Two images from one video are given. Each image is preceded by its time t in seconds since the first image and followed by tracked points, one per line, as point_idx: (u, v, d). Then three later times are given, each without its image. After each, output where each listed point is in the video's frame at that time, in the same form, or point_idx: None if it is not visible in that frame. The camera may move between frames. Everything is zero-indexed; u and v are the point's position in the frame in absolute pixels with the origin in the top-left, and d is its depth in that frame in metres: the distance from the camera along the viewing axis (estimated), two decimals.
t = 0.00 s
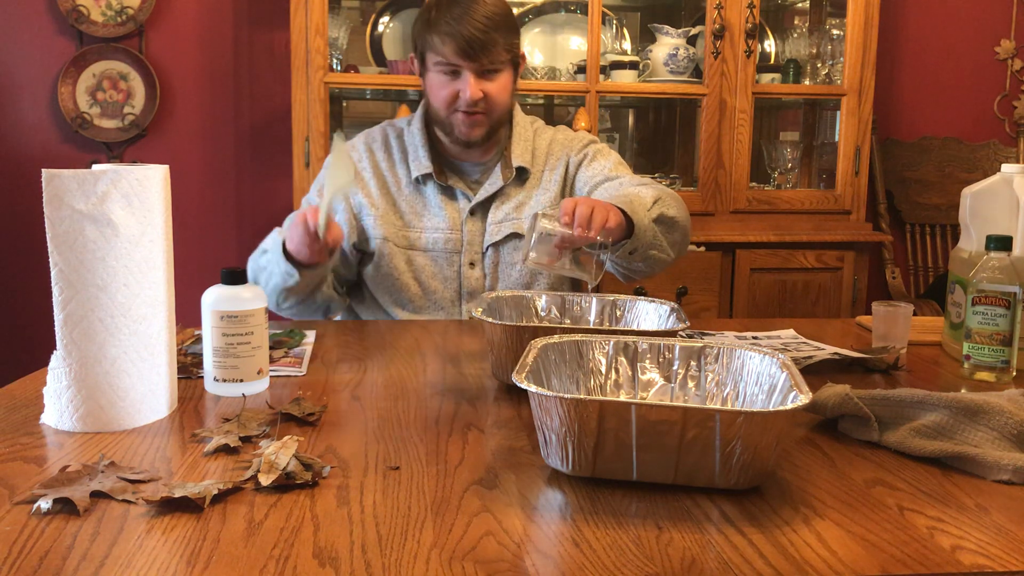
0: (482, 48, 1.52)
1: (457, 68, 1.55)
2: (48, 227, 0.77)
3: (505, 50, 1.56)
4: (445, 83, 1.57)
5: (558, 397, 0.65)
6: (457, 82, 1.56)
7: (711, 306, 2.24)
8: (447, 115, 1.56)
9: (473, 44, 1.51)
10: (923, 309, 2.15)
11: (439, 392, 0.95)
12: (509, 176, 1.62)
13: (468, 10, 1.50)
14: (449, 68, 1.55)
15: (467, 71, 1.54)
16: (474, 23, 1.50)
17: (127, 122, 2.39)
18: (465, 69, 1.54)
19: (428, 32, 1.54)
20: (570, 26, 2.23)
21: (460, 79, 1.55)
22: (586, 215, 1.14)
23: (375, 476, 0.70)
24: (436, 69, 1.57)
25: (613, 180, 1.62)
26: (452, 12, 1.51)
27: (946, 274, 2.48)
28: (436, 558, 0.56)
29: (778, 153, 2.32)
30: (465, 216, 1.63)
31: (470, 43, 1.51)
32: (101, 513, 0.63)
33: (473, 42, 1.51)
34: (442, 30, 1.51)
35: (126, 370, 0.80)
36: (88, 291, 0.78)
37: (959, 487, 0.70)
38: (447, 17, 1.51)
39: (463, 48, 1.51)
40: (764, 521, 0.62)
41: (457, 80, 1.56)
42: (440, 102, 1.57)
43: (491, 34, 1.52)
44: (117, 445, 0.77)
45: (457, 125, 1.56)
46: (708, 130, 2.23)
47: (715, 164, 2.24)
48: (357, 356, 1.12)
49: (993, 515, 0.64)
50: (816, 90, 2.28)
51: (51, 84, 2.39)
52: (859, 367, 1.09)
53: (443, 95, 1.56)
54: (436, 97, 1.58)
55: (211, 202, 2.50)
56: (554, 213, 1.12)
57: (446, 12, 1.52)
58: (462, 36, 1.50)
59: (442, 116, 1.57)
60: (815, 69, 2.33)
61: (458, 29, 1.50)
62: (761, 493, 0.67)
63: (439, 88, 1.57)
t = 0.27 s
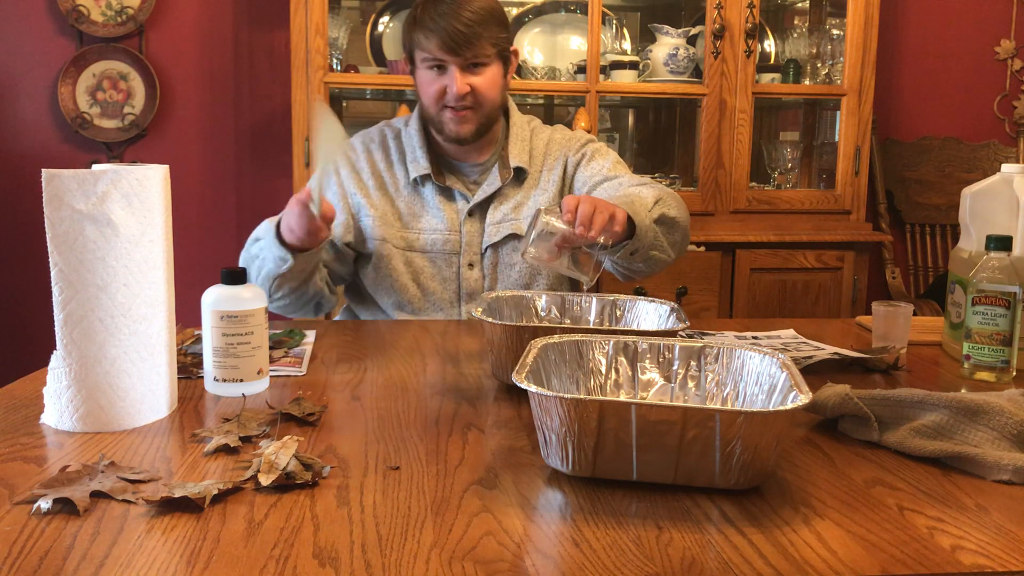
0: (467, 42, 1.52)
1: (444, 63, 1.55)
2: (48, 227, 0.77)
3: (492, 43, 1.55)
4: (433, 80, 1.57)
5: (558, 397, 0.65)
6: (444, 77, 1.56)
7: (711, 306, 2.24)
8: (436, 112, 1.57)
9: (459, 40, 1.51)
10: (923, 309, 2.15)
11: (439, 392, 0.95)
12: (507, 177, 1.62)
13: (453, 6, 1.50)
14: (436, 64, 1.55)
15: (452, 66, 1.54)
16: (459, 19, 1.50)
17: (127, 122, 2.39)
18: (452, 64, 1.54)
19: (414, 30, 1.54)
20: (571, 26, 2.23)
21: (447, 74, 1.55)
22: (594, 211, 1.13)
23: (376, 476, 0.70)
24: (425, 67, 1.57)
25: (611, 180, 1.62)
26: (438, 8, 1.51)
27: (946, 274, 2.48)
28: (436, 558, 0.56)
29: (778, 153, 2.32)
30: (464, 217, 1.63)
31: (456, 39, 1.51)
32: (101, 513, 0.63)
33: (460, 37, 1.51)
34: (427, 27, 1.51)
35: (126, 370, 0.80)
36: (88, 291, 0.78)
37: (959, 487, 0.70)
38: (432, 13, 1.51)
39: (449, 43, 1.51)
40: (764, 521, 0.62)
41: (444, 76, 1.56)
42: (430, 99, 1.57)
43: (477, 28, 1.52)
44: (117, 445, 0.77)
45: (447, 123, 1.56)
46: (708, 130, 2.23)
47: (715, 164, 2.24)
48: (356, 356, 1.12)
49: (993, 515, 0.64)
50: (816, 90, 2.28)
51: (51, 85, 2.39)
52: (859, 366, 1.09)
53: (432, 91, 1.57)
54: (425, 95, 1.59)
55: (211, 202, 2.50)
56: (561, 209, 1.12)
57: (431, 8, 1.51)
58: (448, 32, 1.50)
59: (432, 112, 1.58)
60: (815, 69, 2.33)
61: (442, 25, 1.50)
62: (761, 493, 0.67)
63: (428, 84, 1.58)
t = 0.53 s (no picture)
0: (470, 45, 1.52)
1: (446, 67, 1.55)
2: (47, 227, 0.77)
3: (493, 45, 1.55)
4: (435, 84, 1.57)
5: (558, 397, 0.65)
6: (446, 81, 1.56)
7: (711, 306, 2.24)
8: (439, 116, 1.56)
9: (462, 42, 1.51)
10: (923, 309, 2.15)
11: (439, 392, 0.95)
12: (504, 180, 1.62)
13: (454, 8, 1.50)
14: (438, 67, 1.55)
15: (455, 69, 1.54)
16: (462, 21, 1.50)
17: (127, 122, 2.39)
18: (455, 67, 1.54)
19: (416, 33, 1.54)
20: (571, 26, 2.23)
21: (450, 77, 1.55)
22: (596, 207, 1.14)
23: (376, 476, 0.70)
24: (426, 70, 1.57)
25: (613, 174, 1.62)
26: (438, 10, 1.51)
27: (946, 274, 2.48)
28: (436, 558, 0.56)
29: (778, 153, 2.32)
30: (461, 221, 1.63)
31: (459, 41, 1.51)
32: (101, 513, 0.63)
33: (462, 40, 1.51)
34: (429, 29, 1.51)
35: (126, 370, 0.80)
36: (88, 291, 0.78)
37: (959, 487, 0.70)
38: (432, 15, 1.51)
39: (452, 46, 1.51)
40: (764, 521, 0.62)
41: (446, 79, 1.56)
42: (432, 103, 1.57)
43: (479, 30, 1.52)
44: (117, 445, 0.77)
45: (449, 126, 1.56)
46: (708, 130, 2.23)
47: (715, 164, 2.24)
48: (357, 356, 1.12)
49: (993, 515, 0.64)
50: (816, 90, 2.28)
51: (51, 85, 2.39)
52: (860, 366, 1.09)
53: (434, 94, 1.57)
54: (427, 99, 1.58)
55: (211, 202, 2.50)
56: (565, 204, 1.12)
57: (431, 10, 1.51)
58: (451, 34, 1.50)
59: (433, 117, 1.57)
60: (815, 68, 2.33)
61: (444, 28, 1.50)
62: (761, 493, 0.67)
63: (429, 88, 1.58)
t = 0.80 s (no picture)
0: (472, 52, 1.51)
1: (448, 75, 1.54)
2: (47, 227, 0.77)
3: (495, 51, 1.54)
4: (437, 91, 1.56)
5: (558, 397, 0.65)
6: (448, 89, 1.55)
7: (711, 306, 2.24)
8: (438, 123, 1.55)
9: (464, 49, 1.50)
10: (923, 309, 2.14)
11: (439, 392, 0.95)
12: (498, 181, 1.61)
13: (454, 15, 1.49)
14: (439, 74, 1.54)
15: (457, 77, 1.54)
16: (463, 28, 1.49)
17: (127, 122, 2.39)
18: (456, 76, 1.54)
19: (416, 40, 1.52)
20: (571, 26, 2.23)
21: (451, 86, 1.55)
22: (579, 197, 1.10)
23: (376, 476, 0.70)
24: (426, 78, 1.56)
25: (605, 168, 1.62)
26: (437, 18, 1.49)
27: (946, 274, 2.48)
28: (436, 558, 0.56)
29: (778, 153, 2.32)
30: (455, 224, 1.62)
31: (461, 49, 1.50)
32: (101, 513, 0.63)
33: (463, 47, 1.50)
34: (429, 36, 1.50)
35: (126, 370, 0.80)
36: (88, 291, 0.78)
37: (959, 487, 0.70)
38: (432, 22, 1.49)
39: (453, 55, 1.50)
40: (764, 521, 0.62)
41: (447, 87, 1.56)
42: (432, 110, 1.56)
43: (481, 36, 1.51)
44: (117, 445, 0.77)
45: (449, 133, 1.55)
46: (708, 130, 2.23)
47: (715, 164, 2.24)
48: (357, 356, 1.12)
49: (993, 515, 0.64)
50: (816, 90, 2.28)
51: (51, 85, 2.39)
52: (860, 366, 1.09)
53: (435, 101, 1.56)
54: (427, 106, 1.57)
55: (211, 202, 2.50)
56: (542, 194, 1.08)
57: (430, 18, 1.50)
58: (451, 42, 1.49)
59: (432, 125, 1.56)
60: (815, 69, 2.33)
61: (446, 36, 1.48)
62: (761, 493, 0.67)
63: (429, 96, 1.57)
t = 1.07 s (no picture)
0: (458, 58, 1.50)
1: (436, 83, 1.53)
2: (48, 227, 0.77)
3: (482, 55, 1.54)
4: (425, 99, 1.55)
5: (558, 397, 0.65)
6: (437, 96, 1.54)
7: (711, 306, 2.24)
8: (430, 131, 1.54)
9: (450, 56, 1.49)
10: (923, 309, 2.14)
11: (438, 392, 0.95)
12: (488, 185, 1.61)
13: (438, 22, 1.48)
14: (427, 83, 1.53)
15: (446, 84, 1.53)
16: (447, 34, 1.48)
17: (127, 122, 2.39)
18: (445, 83, 1.53)
19: (401, 49, 1.52)
20: (570, 26, 2.23)
21: (440, 92, 1.54)
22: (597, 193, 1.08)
23: (375, 476, 0.70)
24: (413, 87, 1.55)
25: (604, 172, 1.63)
26: (420, 25, 1.49)
27: (946, 274, 2.48)
28: (436, 558, 0.56)
29: (778, 153, 2.32)
30: (447, 228, 1.62)
31: (447, 55, 1.49)
32: (101, 513, 0.63)
33: (450, 53, 1.49)
34: (414, 45, 1.50)
35: (126, 370, 0.80)
36: (88, 291, 0.78)
37: (959, 487, 0.70)
38: (416, 30, 1.49)
39: (440, 61, 1.49)
40: (764, 521, 0.62)
41: (436, 94, 1.54)
42: (421, 118, 1.55)
43: (467, 42, 1.50)
44: (117, 445, 0.77)
45: (441, 139, 1.53)
46: (708, 130, 2.23)
47: (715, 164, 2.24)
48: (357, 356, 1.12)
49: (993, 515, 0.64)
50: (816, 90, 2.28)
51: (51, 85, 2.39)
52: (860, 367, 1.09)
53: (424, 109, 1.54)
54: (416, 115, 1.56)
55: (211, 202, 2.50)
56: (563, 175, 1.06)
57: (413, 27, 1.50)
58: (438, 49, 1.48)
59: (423, 131, 1.55)
60: (815, 68, 2.33)
61: (431, 43, 1.48)
62: (761, 493, 0.67)
63: (417, 105, 1.56)
